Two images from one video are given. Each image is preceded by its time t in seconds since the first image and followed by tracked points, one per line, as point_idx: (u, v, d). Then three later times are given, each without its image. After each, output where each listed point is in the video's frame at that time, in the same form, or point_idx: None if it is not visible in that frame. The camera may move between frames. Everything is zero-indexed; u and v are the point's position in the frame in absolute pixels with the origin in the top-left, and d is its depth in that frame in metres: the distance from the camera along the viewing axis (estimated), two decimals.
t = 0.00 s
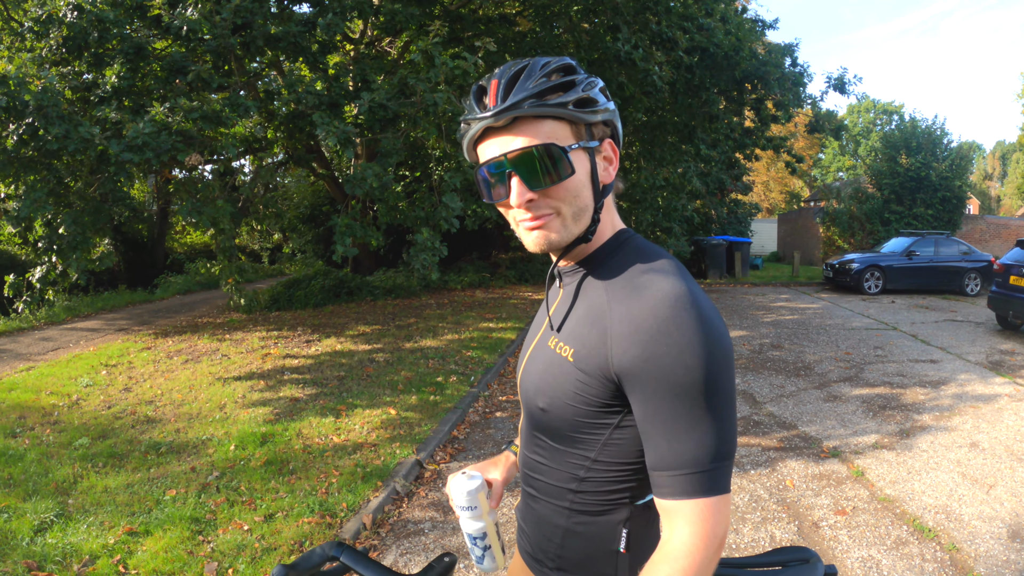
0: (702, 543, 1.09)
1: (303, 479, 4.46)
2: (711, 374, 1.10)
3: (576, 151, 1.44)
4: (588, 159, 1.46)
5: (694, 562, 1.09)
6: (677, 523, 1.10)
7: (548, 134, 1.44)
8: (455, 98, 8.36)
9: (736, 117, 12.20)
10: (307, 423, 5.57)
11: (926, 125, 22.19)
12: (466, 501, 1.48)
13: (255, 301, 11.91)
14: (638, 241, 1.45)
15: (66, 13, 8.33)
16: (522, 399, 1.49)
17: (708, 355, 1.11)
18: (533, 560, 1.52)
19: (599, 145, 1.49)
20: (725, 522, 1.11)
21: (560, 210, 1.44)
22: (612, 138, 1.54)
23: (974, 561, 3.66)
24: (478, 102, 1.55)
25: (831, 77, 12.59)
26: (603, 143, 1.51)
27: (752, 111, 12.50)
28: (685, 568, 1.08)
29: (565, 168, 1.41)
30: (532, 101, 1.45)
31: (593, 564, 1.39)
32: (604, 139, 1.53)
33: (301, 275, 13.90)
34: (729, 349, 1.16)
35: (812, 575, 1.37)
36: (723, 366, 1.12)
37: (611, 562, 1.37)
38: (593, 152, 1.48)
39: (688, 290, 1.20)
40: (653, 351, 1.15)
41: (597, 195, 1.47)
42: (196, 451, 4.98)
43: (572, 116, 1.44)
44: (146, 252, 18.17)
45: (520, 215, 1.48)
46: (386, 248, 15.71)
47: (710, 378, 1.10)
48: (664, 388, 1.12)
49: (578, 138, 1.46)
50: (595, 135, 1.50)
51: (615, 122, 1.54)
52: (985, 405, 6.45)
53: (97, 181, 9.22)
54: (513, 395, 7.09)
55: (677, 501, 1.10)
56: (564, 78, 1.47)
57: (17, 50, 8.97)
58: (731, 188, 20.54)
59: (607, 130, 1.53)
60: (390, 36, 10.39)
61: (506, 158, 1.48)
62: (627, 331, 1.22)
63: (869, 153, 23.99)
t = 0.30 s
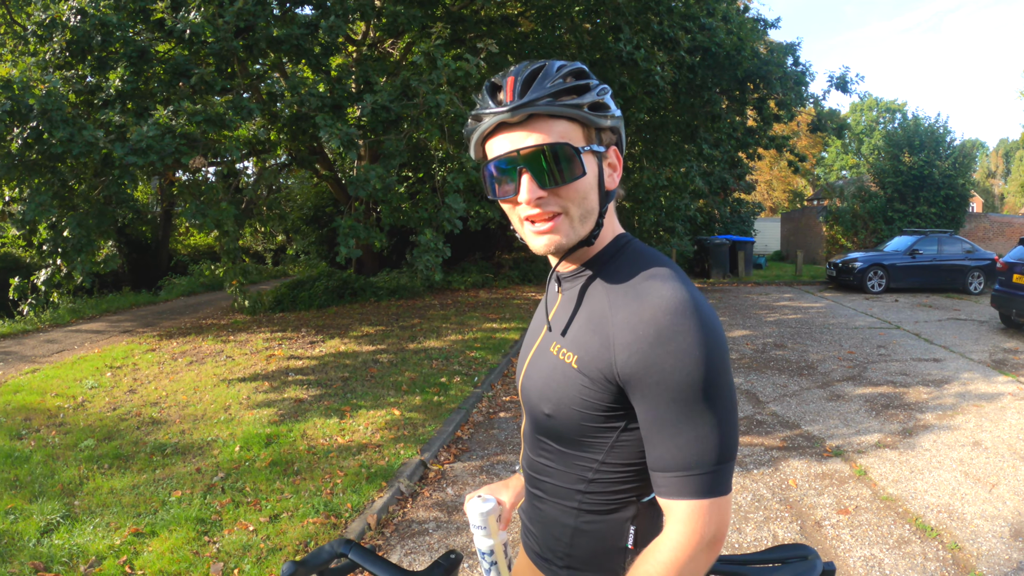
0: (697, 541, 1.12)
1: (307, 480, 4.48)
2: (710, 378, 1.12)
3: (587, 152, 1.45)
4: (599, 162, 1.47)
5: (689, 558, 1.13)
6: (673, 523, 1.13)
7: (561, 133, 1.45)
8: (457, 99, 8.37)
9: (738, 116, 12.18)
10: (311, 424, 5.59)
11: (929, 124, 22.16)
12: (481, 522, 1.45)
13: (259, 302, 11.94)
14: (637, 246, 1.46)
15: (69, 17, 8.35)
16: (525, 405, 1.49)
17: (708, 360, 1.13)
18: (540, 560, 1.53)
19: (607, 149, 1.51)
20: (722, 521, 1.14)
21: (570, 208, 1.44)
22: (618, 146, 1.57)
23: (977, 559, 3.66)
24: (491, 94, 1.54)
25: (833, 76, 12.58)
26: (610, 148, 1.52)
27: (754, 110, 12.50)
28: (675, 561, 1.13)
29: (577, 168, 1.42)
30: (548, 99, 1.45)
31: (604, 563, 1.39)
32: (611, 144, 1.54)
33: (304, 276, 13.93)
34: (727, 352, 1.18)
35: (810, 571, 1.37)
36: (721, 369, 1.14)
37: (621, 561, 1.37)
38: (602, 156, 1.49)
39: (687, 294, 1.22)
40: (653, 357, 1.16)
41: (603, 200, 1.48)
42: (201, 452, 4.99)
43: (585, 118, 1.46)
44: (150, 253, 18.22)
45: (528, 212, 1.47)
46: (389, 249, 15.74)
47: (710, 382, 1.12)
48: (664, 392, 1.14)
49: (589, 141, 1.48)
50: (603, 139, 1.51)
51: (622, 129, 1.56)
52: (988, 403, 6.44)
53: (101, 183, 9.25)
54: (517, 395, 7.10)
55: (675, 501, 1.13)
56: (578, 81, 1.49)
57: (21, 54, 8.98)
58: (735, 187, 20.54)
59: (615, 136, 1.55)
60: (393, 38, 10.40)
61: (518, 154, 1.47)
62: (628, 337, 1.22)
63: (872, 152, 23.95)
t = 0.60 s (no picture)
0: (681, 545, 1.12)
1: (316, 481, 4.49)
2: (707, 382, 1.12)
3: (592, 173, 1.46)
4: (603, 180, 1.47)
5: (672, 562, 1.13)
6: (658, 523, 1.13)
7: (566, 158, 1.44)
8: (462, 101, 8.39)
9: (743, 116, 12.17)
10: (319, 426, 5.61)
11: (934, 122, 22.09)
12: (478, 518, 1.47)
13: (266, 305, 11.97)
14: (641, 253, 1.46)
15: (76, 24, 8.40)
16: (535, 407, 1.50)
17: (706, 365, 1.13)
18: (549, 560, 1.54)
19: (610, 164, 1.51)
20: (708, 527, 1.13)
21: (577, 228, 1.45)
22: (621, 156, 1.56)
23: (984, 559, 3.64)
24: (494, 123, 1.54)
25: (837, 75, 12.56)
26: (613, 160, 1.52)
27: (759, 110, 12.48)
28: (657, 559, 1.13)
29: (583, 192, 1.42)
30: (552, 126, 1.45)
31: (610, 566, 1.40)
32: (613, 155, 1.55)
33: (310, 278, 13.96)
34: (727, 361, 1.18)
35: (809, 569, 1.39)
36: (720, 376, 1.14)
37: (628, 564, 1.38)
38: (605, 173, 1.49)
39: (689, 300, 1.22)
40: (653, 359, 1.17)
41: (608, 211, 1.49)
42: (210, 454, 5.01)
43: (589, 139, 1.45)
44: (157, 256, 18.29)
45: (537, 234, 1.48)
46: (394, 251, 15.76)
47: (706, 385, 1.12)
48: (660, 393, 1.15)
49: (592, 160, 1.47)
50: (606, 153, 1.51)
51: (625, 140, 1.56)
52: (995, 402, 6.42)
53: (108, 187, 9.30)
54: (524, 396, 7.10)
55: (663, 501, 1.12)
56: (581, 101, 1.48)
57: (28, 60, 9.03)
58: (740, 187, 20.51)
59: (618, 148, 1.54)
60: (397, 41, 10.42)
61: (524, 181, 1.48)
62: (631, 339, 1.23)
63: (878, 151, 23.87)
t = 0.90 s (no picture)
0: (670, 541, 1.13)
1: (325, 481, 4.50)
2: (705, 382, 1.12)
3: (564, 195, 1.42)
4: (578, 198, 1.42)
5: (660, 556, 1.14)
6: (649, 518, 1.15)
7: (534, 187, 1.42)
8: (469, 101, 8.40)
9: (749, 115, 12.15)
10: (328, 426, 5.62)
11: (941, 119, 21.99)
12: (498, 525, 1.48)
13: (274, 305, 12.01)
14: (643, 254, 1.44)
15: (83, 26, 8.43)
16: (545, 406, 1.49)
17: (705, 365, 1.13)
18: (561, 558, 1.54)
19: (590, 175, 1.45)
20: (699, 524, 1.14)
21: (557, 250, 1.43)
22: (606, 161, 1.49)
23: (992, 557, 3.63)
24: (469, 159, 1.56)
25: (844, 74, 12.52)
26: (595, 168, 1.46)
27: (765, 109, 12.45)
28: (647, 552, 1.15)
29: (554, 217, 1.39)
30: (515, 161, 1.43)
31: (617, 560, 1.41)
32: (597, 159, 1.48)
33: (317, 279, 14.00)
34: (728, 361, 1.18)
35: (819, 567, 1.39)
36: (720, 376, 1.14)
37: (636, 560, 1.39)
38: (583, 186, 1.44)
39: (691, 298, 1.22)
40: (650, 358, 1.17)
41: (595, 217, 1.45)
42: (219, 454, 5.03)
43: (557, 162, 1.41)
44: (164, 257, 18.37)
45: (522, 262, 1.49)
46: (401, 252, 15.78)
47: (702, 386, 1.13)
48: (657, 391, 1.15)
49: (566, 178, 1.43)
50: (585, 163, 1.45)
51: (608, 142, 1.48)
52: (1003, 401, 6.39)
53: (116, 189, 9.34)
54: (532, 396, 7.10)
55: (656, 498, 1.13)
56: (544, 122, 1.44)
57: (36, 62, 9.09)
58: (747, 186, 20.48)
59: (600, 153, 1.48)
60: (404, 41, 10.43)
61: (501, 213, 1.48)
62: (629, 338, 1.23)
63: (885, 149, 23.78)
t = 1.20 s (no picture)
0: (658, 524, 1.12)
1: (338, 475, 4.53)
2: (696, 364, 1.10)
3: (506, 232, 1.41)
4: (520, 233, 1.39)
5: (646, 540, 1.13)
6: (633, 501, 1.13)
7: (480, 231, 1.44)
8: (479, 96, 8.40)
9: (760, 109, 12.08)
10: (340, 420, 5.65)
11: (954, 112, 21.79)
12: (521, 546, 1.48)
13: (286, 301, 12.08)
14: (637, 241, 1.39)
15: (94, 25, 8.49)
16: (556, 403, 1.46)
17: (698, 349, 1.11)
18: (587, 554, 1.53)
19: (530, 201, 1.38)
20: (689, 508, 1.12)
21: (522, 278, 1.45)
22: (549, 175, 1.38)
23: (1004, 553, 3.60)
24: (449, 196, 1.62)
25: (855, 66, 12.42)
26: (536, 192, 1.38)
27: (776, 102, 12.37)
28: (632, 537, 1.13)
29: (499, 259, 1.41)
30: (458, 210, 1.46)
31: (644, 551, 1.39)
32: (539, 182, 1.39)
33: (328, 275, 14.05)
34: (720, 344, 1.15)
35: (834, 564, 1.40)
36: (712, 357, 1.11)
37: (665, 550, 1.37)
38: (523, 214, 1.39)
39: (686, 280, 1.19)
40: (639, 340, 1.14)
41: (554, 237, 1.39)
42: (231, 449, 5.07)
43: (487, 205, 1.39)
44: (176, 254, 18.50)
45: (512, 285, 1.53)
46: (411, 247, 15.81)
47: (692, 369, 1.10)
48: (648, 372, 1.13)
49: (504, 214, 1.40)
50: (522, 191, 1.39)
51: (544, 157, 1.37)
52: (1016, 396, 6.34)
53: (127, 186, 9.40)
54: (544, 390, 7.11)
55: (643, 481, 1.12)
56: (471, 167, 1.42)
57: (47, 62, 9.14)
58: (758, 180, 20.39)
59: (538, 173, 1.38)
60: (413, 37, 10.43)
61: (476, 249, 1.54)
62: (617, 320, 1.20)
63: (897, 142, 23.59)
